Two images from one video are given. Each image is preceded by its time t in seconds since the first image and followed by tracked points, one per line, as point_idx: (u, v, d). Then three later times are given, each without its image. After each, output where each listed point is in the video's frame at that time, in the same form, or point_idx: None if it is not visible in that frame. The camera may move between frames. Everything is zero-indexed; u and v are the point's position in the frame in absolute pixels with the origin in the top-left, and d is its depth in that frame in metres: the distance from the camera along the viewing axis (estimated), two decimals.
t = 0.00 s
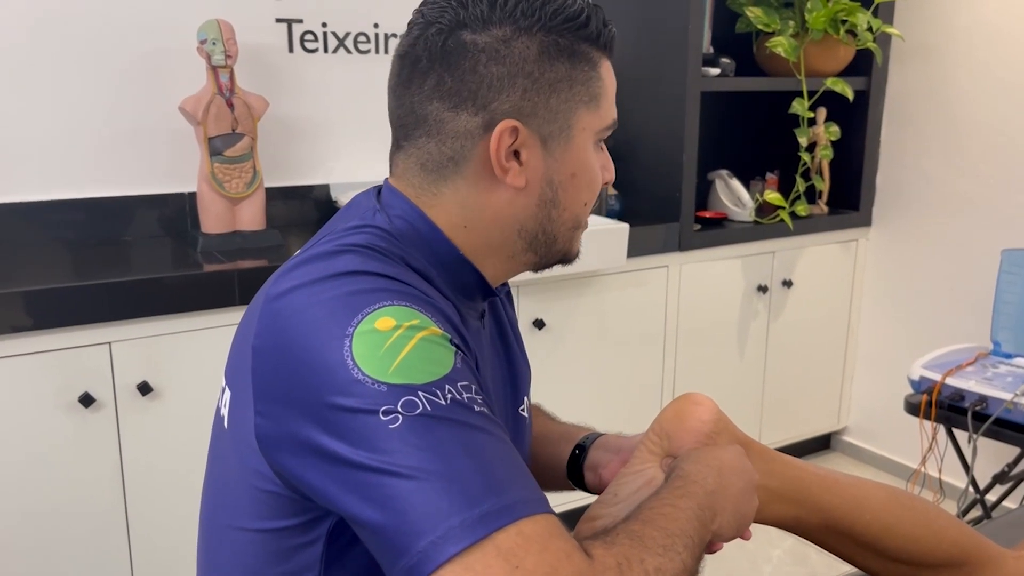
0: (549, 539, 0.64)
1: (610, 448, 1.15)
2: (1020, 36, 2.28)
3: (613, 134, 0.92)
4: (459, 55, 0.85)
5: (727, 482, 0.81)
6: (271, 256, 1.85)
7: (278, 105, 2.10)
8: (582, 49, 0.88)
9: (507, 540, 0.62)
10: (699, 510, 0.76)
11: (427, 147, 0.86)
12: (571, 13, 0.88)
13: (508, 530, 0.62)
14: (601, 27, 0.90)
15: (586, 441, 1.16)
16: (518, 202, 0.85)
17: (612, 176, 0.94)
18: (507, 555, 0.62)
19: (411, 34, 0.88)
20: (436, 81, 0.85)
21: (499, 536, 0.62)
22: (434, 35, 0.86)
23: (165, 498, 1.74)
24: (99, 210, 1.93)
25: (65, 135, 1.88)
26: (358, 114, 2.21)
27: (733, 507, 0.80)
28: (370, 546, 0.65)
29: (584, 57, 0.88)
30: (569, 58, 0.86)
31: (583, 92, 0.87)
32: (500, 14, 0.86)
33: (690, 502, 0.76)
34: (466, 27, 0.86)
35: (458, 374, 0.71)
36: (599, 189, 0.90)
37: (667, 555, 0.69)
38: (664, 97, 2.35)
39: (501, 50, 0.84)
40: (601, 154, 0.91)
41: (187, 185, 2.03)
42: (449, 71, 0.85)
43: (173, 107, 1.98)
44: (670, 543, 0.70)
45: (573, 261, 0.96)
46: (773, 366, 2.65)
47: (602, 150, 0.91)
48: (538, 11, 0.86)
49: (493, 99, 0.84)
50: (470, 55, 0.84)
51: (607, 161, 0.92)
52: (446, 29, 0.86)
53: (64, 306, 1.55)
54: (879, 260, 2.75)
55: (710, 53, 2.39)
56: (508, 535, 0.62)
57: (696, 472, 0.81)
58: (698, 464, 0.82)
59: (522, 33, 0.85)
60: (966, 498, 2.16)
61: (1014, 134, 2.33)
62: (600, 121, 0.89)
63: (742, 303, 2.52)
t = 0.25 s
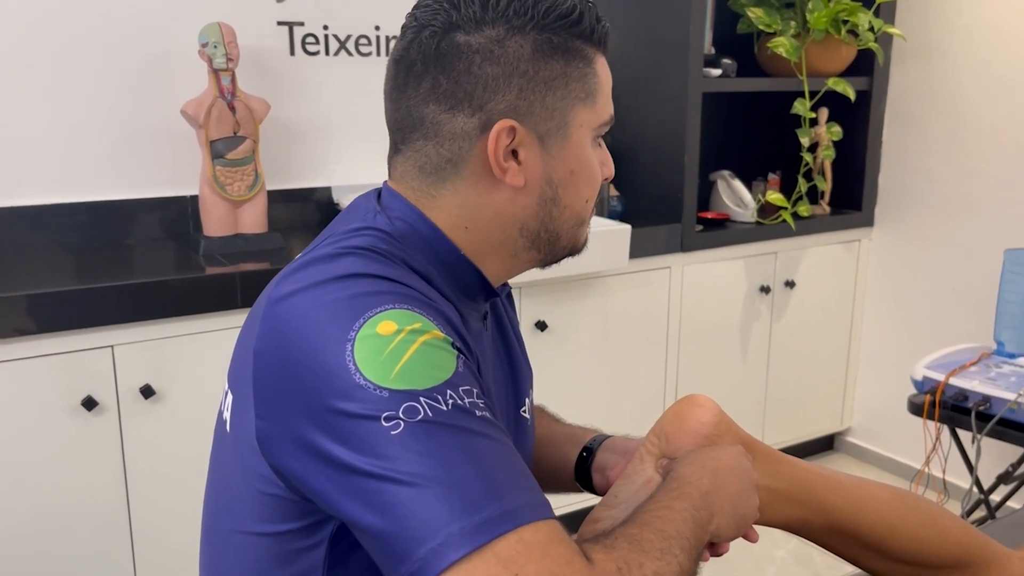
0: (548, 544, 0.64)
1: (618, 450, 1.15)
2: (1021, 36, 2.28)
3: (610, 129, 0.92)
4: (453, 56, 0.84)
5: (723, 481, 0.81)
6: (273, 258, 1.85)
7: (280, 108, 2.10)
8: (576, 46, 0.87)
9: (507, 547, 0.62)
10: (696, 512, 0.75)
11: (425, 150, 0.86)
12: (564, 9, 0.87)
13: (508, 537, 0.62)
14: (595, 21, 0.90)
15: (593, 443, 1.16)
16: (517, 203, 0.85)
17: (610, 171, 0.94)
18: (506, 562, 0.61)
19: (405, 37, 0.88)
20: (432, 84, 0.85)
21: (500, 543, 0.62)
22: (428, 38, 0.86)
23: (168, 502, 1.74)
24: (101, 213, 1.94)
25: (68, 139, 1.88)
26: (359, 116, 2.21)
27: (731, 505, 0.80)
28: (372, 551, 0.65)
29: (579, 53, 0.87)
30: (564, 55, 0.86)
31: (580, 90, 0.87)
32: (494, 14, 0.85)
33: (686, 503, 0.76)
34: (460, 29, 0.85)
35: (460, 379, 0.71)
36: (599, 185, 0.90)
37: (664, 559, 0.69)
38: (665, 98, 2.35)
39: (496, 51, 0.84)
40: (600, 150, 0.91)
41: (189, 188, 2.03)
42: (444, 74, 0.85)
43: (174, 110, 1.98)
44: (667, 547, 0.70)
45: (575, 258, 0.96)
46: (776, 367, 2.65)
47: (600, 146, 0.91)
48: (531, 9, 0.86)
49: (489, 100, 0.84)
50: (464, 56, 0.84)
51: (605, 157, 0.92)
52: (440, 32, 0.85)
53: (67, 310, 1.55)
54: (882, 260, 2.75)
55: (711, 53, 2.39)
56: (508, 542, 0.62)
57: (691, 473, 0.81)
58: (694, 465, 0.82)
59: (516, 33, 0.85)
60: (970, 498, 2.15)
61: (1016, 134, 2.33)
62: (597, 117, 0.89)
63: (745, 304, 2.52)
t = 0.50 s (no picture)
0: (549, 547, 0.64)
1: (626, 451, 1.14)
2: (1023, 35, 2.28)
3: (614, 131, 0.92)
4: (456, 58, 0.85)
5: (720, 479, 0.81)
6: (275, 260, 1.85)
7: (282, 110, 2.10)
8: (580, 47, 0.87)
9: (508, 551, 0.62)
10: (693, 511, 0.75)
11: (428, 151, 0.86)
12: (567, 11, 0.87)
13: (511, 541, 0.62)
14: (598, 23, 0.90)
15: (602, 445, 1.16)
16: (520, 204, 0.85)
17: (614, 172, 0.94)
18: (508, 565, 0.61)
19: (409, 38, 0.88)
20: (435, 85, 0.85)
21: (501, 546, 0.62)
22: (432, 39, 0.86)
23: (171, 503, 1.74)
24: (104, 215, 1.94)
25: (70, 141, 1.89)
26: (361, 118, 2.21)
27: (728, 502, 0.80)
28: (376, 553, 0.65)
29: (582, 55, 0.87)
30: (567, 57, 0.86)
31: (583, 92, 0.87)
32: (497, 16, 0.85)
33: (684, 502, 0.76)
34: (463, 30, 0.85)
35: (464, 381, 0.71)
36: (603, 186, 0.90)
37: (664, 558, 0.69)
38: (667, 99, 2.35)
39: (499, 52, 0.84)
40: (603, 152, 0.91)
41: (191, 190, 2.03)
42: (447, 75, 0.85)
43: (177, 112, 1.98)
44: (665, 546, 0.70)
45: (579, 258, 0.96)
46: (778, 367, 2.64)
47: (604, 147, 0.91)
48: (535, 11, 0.86)
49: (491, 101, 0.84)
50: (467, 58, 0.84)
51: (609, 159, 0.92)
52: (443, 33, 0.85)
53: (70, 312, 1.55)
54: (884, 260, 2.74)
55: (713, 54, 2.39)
56: (509, 545, 0.62)
57: (687, 471, 0.80)
58: (690, 462, 0.82)
59: (519, 34, 0.85)
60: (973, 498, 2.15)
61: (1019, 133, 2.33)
62: (601, 119, 0.89)
63: (747, 304, 2.52)
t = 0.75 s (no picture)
0: (554, 540, 0.64)
1: (623, 448, 1.14)
2: None
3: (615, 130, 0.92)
4: (456, 55, 0.85)
5: (729, 479, 0.81)
6: (280, 261, 1.86)
7: (287, 111, 2.11)
8: (580, 46, 0.87)
9: (512, 540, 0.62)
10: (702, 509, 0.75)
11: (428, 148, 0.86)
12: (569, 10, 0.87)
13: (512, 530, 0.62)
14: (599, 23, 0.90)
15: (599, 442, 1.16)
16: (520, 200, 0.85)
17: (615, 172, 0.94)
18: (511, 555, 0.61)
19: (410, 37, 0.88)
20: (435, 83, 0.86)
21: (503, 537, 0.62)
22: (432, 37, 0.86)
23: (177, 503, 1.75)
24: (110, 217, 1.95)
25: (76, 142, 1.90)
26: (366, 118, 2.22)
27: (738, 503, 0.80)
28: (376, 547, 0.65)
29: (583, 54, 0.87)
30: (567, 55, 0.86)
31: (583, 90, 0.87)
32: (497, 14, 0.85)
33: (693, 500, 0.76)
34: (463, 29, 0.86)
35: (464, 376, 0.71)
36: (603, 184, 0.90)
37: (669, 555, 0.69)
38: (672, 98, 2.35)
39: (499, 50, 0.84)
40: (604, 150, 0.91)
41: (196, 191, 2.04)
42: (447, 72, 0.85)
43: (182, 113, 1.99)
44: (672, 542, 0.70)
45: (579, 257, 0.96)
46: (784, 366, 2.64)
47: (604, 146, 0.91)
48: (535, 10, 0.86)
49: (491, 98, 0.84)
50: (467, 55, 0.84)
51: (609, 157, 0.92)
52: (443, 31, 0.86)
53: (76, 313, 1.56)
54: (890, 259, 2.74)
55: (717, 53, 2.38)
56: (512, 535, 0.62)
57: (697, 470, 0.80)
58: (701, 462, 0.82)
59: (519, 32, 0.85)
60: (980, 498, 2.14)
61: None
62: (601, 117, 0.89)
63: (752, 304, 2.51)
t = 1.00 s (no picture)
0: (553, 539, 0.64)
1: (623, 446, 1.15)
2: None
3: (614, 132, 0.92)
4: (455, 57, 0.85)
5: (735, 480, 0.81)
6: (286, 261, 1.86)
7: (293, 112, 2.12)
8: (579, 48, 0.87)
9: (509, 540, 0.62)
10: (706, 509, 0.75)
11: (427, 149, 0.86)
12: (567, 12, 0.88)
13: (510, 530, 0.63)
14: (598, 25, 0.90)
15: (598, 439, 1.16)
16: (519, 201, 0.85)
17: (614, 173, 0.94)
18: (509, 555, 0.62)
19: (409, 38, 0.89)
20: (434, 84, 0.86)
21: (501, 536, 0.62)
22: (430, 38, 0.86)
23: (184, 502, 1.76)
24: (119, 217, 1.96)
25: (86, 144, 1.91)
26: (372, 119, 2.22)
27: (742, 503, 0.80)
28: (375, 547, 0.65)
29: (581, 56, 0.88)
30: (566, 57, 0.86)
31: (582, 92, 0.87)
32: (496, 16, 0.86)
33: (697, 500, 0.76)
34: (462, 30, 0.86)
35: (461, 376, 0.71)
36: (603, 185, 0.90)
37: (669, 555, 0.69)
38: (678, 98, 2.35)
39: (497, 52, 0.85)
40: (603, 152, 0.91)
41: (204, 192, 2.05)
42: (446, 74, 0.85)
43: (189, 114, 2.00)
44: (673, 542, 0.70)
45: (578, 258, 0.96)
46: (791, 366, 2.64)
47: (603, 148, 0.91)
48: (534, 12, 0.86)
49: (489, 100, 0.84)
50: (466, 57, 0.85)
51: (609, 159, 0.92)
52: (443, 32, 0.86)
53: (84, 313, 1.57)
54: (897, 258, 2.73)
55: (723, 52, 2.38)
56: (510, 534, 0.62)
57: (703, 471, 0.81)
58: (707, 462, 0.82)
59: (517, 34, 0.85)
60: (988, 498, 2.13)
61: None
62: (600, 119, 0.89)
63: (759, 303, 2.51)
